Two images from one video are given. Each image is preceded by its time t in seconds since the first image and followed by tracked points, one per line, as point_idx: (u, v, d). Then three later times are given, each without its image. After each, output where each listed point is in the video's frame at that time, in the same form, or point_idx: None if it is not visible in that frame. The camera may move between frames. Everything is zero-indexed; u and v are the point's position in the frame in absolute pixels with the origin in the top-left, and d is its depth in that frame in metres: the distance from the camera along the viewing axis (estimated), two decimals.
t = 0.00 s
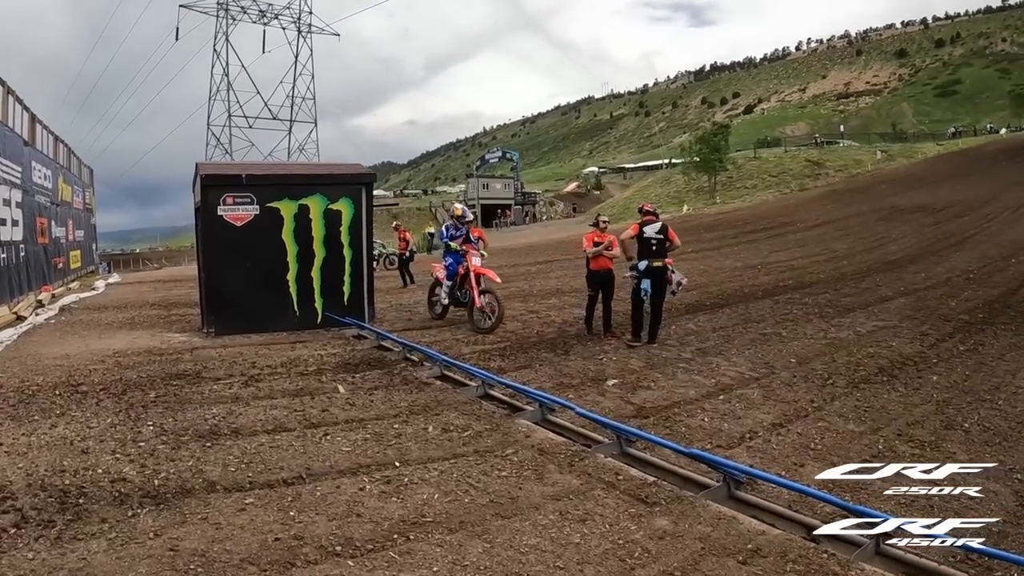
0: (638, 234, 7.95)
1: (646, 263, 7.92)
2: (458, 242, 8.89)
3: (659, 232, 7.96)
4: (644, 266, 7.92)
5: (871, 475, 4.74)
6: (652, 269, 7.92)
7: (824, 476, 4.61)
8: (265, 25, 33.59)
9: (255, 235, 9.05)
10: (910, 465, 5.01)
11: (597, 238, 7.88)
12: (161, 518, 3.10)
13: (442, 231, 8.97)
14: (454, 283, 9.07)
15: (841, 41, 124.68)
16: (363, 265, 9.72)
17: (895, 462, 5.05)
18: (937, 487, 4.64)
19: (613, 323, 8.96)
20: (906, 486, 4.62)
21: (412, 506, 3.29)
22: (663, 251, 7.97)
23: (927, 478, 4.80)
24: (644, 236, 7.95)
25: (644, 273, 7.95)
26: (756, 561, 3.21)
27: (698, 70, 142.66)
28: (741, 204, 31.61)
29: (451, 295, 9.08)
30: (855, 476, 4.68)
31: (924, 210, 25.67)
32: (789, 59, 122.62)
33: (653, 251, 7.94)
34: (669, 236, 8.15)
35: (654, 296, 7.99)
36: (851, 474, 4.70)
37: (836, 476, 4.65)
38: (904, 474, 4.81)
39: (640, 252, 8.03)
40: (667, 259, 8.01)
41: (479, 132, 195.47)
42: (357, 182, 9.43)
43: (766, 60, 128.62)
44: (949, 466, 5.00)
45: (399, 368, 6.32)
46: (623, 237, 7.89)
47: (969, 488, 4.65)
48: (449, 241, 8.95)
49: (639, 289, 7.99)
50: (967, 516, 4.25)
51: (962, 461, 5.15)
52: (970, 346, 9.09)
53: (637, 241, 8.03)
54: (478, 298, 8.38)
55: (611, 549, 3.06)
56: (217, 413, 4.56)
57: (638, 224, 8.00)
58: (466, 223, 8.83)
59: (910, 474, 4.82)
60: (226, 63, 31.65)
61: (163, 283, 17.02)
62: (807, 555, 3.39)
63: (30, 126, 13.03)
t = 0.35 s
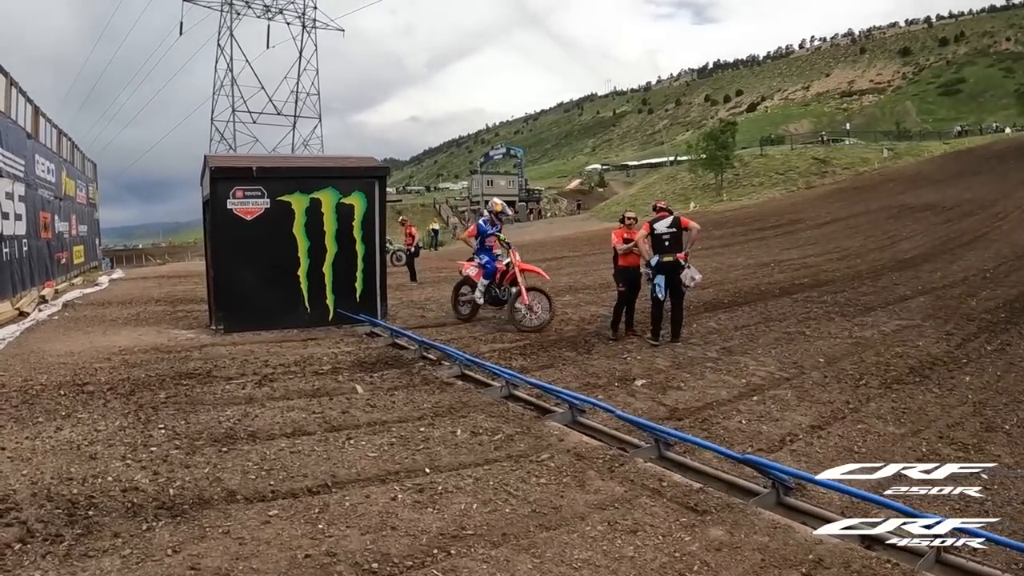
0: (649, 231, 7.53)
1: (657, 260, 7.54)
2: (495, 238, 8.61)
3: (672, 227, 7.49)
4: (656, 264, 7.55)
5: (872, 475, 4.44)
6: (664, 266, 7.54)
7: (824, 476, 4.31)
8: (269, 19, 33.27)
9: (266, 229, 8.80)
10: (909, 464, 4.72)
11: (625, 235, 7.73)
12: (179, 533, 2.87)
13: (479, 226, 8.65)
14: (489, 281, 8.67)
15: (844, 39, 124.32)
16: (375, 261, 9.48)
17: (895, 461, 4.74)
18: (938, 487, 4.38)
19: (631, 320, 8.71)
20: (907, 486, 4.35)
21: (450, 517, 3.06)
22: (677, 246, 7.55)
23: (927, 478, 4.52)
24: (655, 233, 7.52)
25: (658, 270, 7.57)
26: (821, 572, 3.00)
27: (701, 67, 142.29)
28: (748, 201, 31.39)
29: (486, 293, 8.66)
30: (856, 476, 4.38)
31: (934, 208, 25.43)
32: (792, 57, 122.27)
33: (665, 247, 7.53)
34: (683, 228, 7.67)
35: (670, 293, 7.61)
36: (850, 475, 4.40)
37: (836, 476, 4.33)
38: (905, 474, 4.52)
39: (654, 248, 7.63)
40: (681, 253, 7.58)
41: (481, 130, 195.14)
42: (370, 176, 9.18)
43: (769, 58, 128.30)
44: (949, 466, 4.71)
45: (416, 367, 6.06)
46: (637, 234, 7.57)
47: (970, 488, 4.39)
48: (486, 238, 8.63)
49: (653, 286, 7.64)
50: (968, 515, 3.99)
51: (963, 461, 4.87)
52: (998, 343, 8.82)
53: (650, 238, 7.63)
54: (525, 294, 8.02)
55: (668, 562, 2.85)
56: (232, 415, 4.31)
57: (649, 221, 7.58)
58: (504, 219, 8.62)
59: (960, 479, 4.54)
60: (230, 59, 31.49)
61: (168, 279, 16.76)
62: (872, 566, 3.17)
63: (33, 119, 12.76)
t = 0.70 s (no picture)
0: (665, 235, 7.32)
1: (671, 263, 7.33)
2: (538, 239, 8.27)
3: (688, 230, 7.28)
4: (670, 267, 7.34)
5: (871, 475, 4.43)
6: (679, 269, 7.33)
7: (825, 476, 4.27)
8: (268, 15, 33.10)
9: (273, 229, 8.59)
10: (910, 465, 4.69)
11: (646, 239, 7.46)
12: (204, 559, 2.91)
13: (522, 226, 8.29)
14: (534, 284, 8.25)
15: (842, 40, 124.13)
16: (385, 262, 9.29)
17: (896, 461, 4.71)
18: (937, 487, 4.38)
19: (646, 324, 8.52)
20: (906, 486, 4.34)
21: (494, 541, 3.05)
22: (693, 250, 7.33)
23: (926, 478, 4.51)
24: (671, 236, 7.30)
25: (672, 274, 7.35)
26: None
27: (699, 66, 142.14)
28: (749, 202, 31.26)
29: (532, 298, 8.21)
30: (855, 476, 4.37)
31: (938, 210, 25.28)
32: (791, 57, 122.22)
33: (681, 250, 7.32)
34: (699, 233, 7.46)
35: (684, 298, 7.37)
36: (850, 475, 4.38)
37: (837, 477, 4.31)
38: (905, 474, 4.50)
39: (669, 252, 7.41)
40: (696, 257, 7.36)
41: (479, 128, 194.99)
42: (380, 175, 8.99)
43: (767, 58, 128.16)
44: (950, 466, 4.70)
45: (433, 373, 5.89)
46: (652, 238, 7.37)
47: (969, 488, 4.39)
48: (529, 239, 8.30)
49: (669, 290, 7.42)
50: (967, 515, 3.99)
51: (963, 461, 4.85)
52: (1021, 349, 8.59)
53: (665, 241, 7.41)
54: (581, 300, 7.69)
55: None
56: (246, 427, 4.30)
57: (664, 224, 7.38)
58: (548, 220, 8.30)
59: (1003, 493, 4.34)
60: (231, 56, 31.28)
61: (168, 277, 16.53)
62: None
63: (33, 115, 12.55)
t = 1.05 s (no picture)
0: (671, 235, 7.18)
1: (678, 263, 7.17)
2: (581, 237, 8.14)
3: (694, 230, 7.11)
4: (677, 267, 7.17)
5: (872, 474, 4.33)
6: (686, 269, 7.15)
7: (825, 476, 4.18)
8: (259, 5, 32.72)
9: (267, 222, 8.35)
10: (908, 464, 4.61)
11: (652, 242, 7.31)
12: None
13: (565, 223, 8.15)
14: (578, 284, 8.09)
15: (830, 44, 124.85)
16: (380, 257, 9.08)
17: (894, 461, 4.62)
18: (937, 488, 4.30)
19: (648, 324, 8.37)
20: (906, 486, 4.25)
21: (518, 555, 2.91)
22: (699, 250, 7.17)
23: (926, 478, 4.42)
24: (676, 236, 7.15)
25: (679, 274, 7.18)
26: None
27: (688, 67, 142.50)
28: (740, 202, 31.28)
29: (578, 297, 8.04)
30: (856, 476, 4.28)
31: (928, 215, 25.37)
32: (779, 60, 122.83)
33: (687, 250, 7.15)
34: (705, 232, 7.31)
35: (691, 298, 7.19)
36: (850, 474, 4.29)
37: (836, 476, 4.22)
38: (905, 474, 4.42)
39: (675, 252, 7.25)
40: (703, 257, 7.20)
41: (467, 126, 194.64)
42: (377, 168, 8.79)
43: (756, 60, 128.71)
44: (948, 466, 4.63)
45: (434, 373, 5.69)
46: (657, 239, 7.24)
47: (969, 488, 4.32)
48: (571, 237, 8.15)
49: (675, 291, 7.24)
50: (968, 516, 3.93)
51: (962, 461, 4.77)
52: None
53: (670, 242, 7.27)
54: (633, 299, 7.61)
55: None
56: (243, 429, 4.12)
57: (670, 224, 7.24)
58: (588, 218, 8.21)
59: None
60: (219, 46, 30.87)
61: (153, 270, 16.18)
62: None
63: (18, 102, 12.20)
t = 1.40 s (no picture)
0: (684, 238, 7.01)
1: (692, 266, 6.99)
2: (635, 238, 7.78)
3: (707, 232, 6.98)
4: (691, 270, 6.99)
5: (871, 475, 4.30)
6: (700, 272, 6.98)
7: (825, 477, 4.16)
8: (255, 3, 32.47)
9: (267, 222, 8.17)
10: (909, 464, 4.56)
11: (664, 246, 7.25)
12: None
13: (616, 223, 7.81)
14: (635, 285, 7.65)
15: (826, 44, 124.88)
16: (382, 258, 8.90)
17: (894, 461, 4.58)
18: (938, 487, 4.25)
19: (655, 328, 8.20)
20: (904, 486, 4.22)
21: None
22: (712, 253, 7.01)
23: (927, 478, 4.37)
24: (689, 238, 6.99)
25: (693, 277, 7.01)
26: None
27: (684, 67, 142.58)
28: (739, 203, 31.15)
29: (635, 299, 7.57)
30: (855, 476, 4.25)
31: (927, 216, 25.26)
32: (775, 60, 122.81)
33: (700, 253, 6.99)
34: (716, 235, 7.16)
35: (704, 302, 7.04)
36: (851, 475, 4.26)
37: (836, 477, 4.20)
38: (905, 474, 4.37)
39: (687, 255, 7.09)
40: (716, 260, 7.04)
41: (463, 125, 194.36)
42: (379, 168, 8.61)
43: (752, 61, 128.67)
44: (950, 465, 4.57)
45: (441, 379, 5.51)
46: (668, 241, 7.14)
47: (969, 488, 4.27)
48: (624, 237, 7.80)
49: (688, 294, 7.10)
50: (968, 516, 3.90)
51: (964, 461, 4.70)
52: None
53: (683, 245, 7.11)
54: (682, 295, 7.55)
55: None
56: (246, 441, 3.97)
57: (682, 227, 7.08)
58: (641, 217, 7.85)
59: None
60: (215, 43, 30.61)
61: (148, 271, 15.93)
62: None
63: (12, 100, 11.96)
